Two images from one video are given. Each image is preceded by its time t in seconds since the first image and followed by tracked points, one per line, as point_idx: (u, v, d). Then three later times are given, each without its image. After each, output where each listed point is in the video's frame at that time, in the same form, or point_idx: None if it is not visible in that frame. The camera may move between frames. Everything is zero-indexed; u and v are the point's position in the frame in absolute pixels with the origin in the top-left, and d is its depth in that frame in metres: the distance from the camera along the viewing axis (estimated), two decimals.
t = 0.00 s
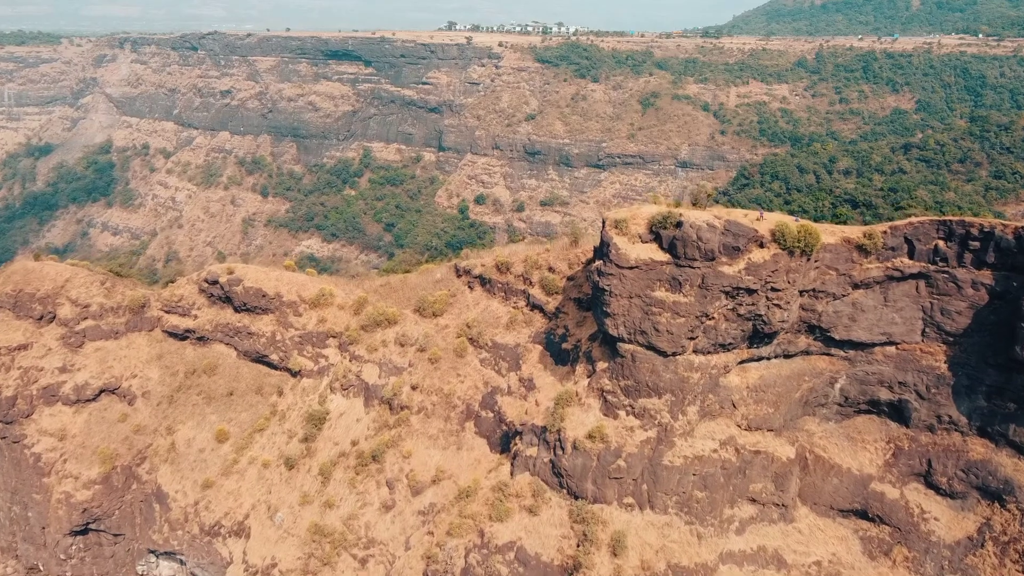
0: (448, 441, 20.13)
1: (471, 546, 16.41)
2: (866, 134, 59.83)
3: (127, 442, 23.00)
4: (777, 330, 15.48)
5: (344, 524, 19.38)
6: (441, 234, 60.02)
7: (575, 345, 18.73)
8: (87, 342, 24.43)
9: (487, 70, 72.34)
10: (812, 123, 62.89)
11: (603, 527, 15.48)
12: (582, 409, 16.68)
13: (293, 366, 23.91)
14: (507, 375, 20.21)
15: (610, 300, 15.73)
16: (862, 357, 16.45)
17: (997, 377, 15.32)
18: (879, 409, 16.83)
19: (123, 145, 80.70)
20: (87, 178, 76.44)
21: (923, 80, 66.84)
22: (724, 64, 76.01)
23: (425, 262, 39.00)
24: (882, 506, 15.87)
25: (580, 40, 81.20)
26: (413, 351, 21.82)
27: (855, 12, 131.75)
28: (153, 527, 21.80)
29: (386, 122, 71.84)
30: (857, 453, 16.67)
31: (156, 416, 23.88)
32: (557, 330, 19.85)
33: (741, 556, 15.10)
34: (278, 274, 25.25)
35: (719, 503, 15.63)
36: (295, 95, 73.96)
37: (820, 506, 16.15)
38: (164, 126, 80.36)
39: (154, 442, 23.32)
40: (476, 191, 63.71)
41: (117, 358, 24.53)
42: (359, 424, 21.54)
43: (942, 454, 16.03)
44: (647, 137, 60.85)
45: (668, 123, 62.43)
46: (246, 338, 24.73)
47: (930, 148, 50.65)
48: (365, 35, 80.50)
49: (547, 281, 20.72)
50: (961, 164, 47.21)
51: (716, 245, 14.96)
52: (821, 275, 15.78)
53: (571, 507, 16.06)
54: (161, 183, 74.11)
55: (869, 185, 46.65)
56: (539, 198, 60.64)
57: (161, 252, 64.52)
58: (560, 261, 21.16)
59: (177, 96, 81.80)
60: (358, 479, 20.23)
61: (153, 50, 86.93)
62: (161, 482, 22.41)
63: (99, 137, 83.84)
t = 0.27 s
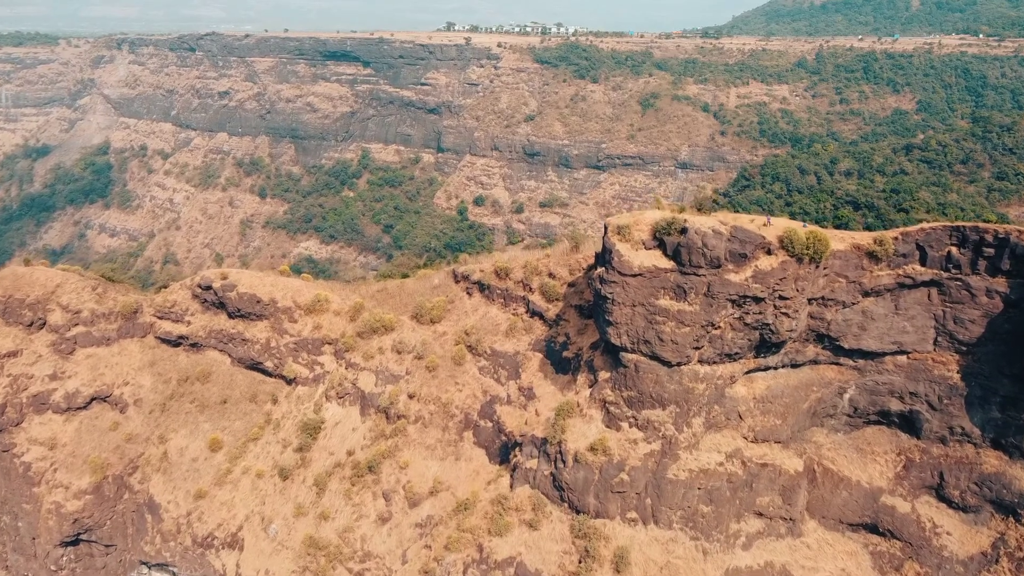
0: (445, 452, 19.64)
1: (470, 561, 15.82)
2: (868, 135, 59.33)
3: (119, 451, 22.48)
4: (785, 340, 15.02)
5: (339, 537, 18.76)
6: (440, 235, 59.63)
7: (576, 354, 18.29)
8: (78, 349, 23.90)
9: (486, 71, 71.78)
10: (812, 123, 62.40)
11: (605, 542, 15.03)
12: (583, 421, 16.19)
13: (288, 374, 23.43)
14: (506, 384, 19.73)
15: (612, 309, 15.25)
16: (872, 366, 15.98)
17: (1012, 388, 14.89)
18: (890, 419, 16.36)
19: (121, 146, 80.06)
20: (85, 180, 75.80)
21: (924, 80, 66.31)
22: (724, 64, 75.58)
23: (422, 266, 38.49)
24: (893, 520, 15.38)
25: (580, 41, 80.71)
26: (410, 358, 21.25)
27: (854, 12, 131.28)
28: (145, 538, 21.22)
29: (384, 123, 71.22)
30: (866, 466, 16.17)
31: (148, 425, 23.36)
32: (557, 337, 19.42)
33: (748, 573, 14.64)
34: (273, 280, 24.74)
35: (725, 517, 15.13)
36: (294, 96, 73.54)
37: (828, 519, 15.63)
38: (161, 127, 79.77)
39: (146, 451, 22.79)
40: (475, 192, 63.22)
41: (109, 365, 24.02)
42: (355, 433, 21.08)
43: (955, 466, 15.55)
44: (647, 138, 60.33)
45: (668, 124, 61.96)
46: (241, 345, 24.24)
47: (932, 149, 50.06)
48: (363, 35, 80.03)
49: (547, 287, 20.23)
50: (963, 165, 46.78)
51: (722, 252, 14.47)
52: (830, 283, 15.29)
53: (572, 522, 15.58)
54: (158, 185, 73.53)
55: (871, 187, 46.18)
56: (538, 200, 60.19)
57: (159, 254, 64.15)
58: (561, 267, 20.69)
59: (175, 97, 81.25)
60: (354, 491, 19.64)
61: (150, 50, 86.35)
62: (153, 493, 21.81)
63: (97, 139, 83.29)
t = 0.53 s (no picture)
0: (443, 463, 19.08)
1: None
2: (869, 135, 58.86)
3: (110, 460, 21.94)
4: (794, 350, 14.50)
5: (334, 551, 18.08)
6: (438, 237, 59.13)
7: (578, 363, 17.81)
8: (68, 356, 23.42)
9: (485, 71, 71.19)
10: (813, 124, 61.89)
11: (608, 560, 14.50)
12: (586, 433, 15.63)
13: (283, 381, 22.89)
14: (506, 394, 19.19)
15: (615, 318, 14.73)
16: (884, 376, 15.46)
17: None
18: (901, 431, 15.86)
19: (118, 147, 79.45)
20: (83, 181, 75.19)
21: (925, 80, 65.81)
22: (724, 65, 75.07)
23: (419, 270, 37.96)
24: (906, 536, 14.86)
25: (579, 41, 80.18)
26: (407, 366, 20.67)
27: (853, 12, 130.78)
28: (137, 550, 20.70)
29: (383, 124, 70.72)
30: (878, 479, 15.64)
31: (140, 434, 22.82)
32: (558, 346, 18.91)
33: None
34: (268, 285, 24.21)
35: (732, 534, 14.61)
36: (292, 96, 73.01)
37: (838, 535, 15.08)
38: (159, 128, 79.18)
39: (137, 461, 22.24)
40: (474, 193, 62.65)
41: (100, 373, 23.50)
42: (351, 444, 20.55)
43: (969, 480, 15.03)
44: (647, 138, 59.83)
45: (668, 125, 61.42)
46: (234, 352, 23.72)
47: (934, 150, 49.58)
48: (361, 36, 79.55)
49: (548, 294, 19.71)
50: (966, 166, 46.31)
51: (729, 259, 13.96)
52: (841, 291, 14.78)
53: (574, 538, 15.04)
54: (156, 186, 72.91)
55: (874, 188, 45.68)
56: (538, 201, 59.62)
57: (156, 256, 63.58)
58: (562, 274, 20.17)
59: (173, 98, 80.62)
60: (349, 503, 18.97)
61: (148, 51, 85.79)
62: (145, 504, 21.25)
63: (95, 140, 82.64)
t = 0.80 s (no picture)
0: (442, 475, 18.53)
1: None
2: (870, 135, 58.33)
3: (100, 470, 21.45)
4: (805, 361, 13.99)
5: (330, 566, 17.41)
6: (437, 238, 58.58)
7: (580, 372, 17.31)
8: (58, 362, 22.86)
9: (484, 71, 70.55)
10: (814, 124, 61.37)
11: None
12: (588, 446, 15.08)
13: (277, 389, 22.34)
14: (506, 403, 18.67)
15: (619, 327, 14.22)
16: (897, 388, 14.96)
17: None
18: (915, 443, 15.34)
19: (116, 148, 78.85)
20: (81, 182, 74.67)
21: (926, 80, 65.29)
22: (724, 65, 74.51)
23: (416, 275, 37.39)
24: (920, 552, 14.37)
25: (579, 41, 79.62)
26: (404, 375, 20.12)
27: (854, 12, 130.12)
28: (127, 563, 20.24)
29: (381, 125, 70.20)
30: (891, 493, 15.13)
31: (131, 443, 22.30)
32: (559, 354, 18.39)
33: None
34: (261, 291, 23.70)
35: (741, 551, 14.08)
36: (290, 97, 72.34)
37: (849, 551, 14.59)
38: (157, 129, 78.60)
39: (129, 470, 21.74)
40: (473, 194, 62.09)
41: (90, 380, 22.97)
42: (347, 453, 20.03)
43: (986, 494, 14.49)
44: (647, 139, 59.30)
45: (669, 125, 60.84)
46: (228, 359, 23.17)
47: (936, 151, 49.07)
48: (360, 36, 79.01)
49: (549, 300, 19.20)
50: (969, 167, 45.80)
51: (738, 266, 13.45)
52: (854, 298, 14.25)
53: (576, 555, 14.49)
54: (154, 187, 72.30)
55: (876, 189, 45.16)
56: (537, 201, 59.03)
57: (154, 257, 63.12)
58: (562, 280, 19.64)
59: (171, 99, 79.89)
60: (345, 516, 18.39)
61: (146, 51, 85.23)
62: (137, 515, 20.78)
63: (93, 140, 82.09)
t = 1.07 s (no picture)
0: (439, 488, 17.95)
1: None
2: (871, 135, 57.76)
3: (90, 481, 20.85)
4: (816, 374, 13.45)
5: None
6: (436, 239, 57.99)
7: (582, 383, 16.75)
8: (47, 370, 22.27)
9: (483, 71, 69.80)
10: (815, 125, 60.83)
11: None
12: (592, 462, 14.49)
13: (271, 398, 21.76)
14: (506, 414, 18.09)
15: (623, 338, 13.66)
16: (911, 401, 14.41)
17: None
18: (930, 458, 14.81)
19: (114, 148, 78.16)
20: (78, 183, 74.02)
21: (927, 80, 64.71)
22: (724, 65, 73.90)
23: (413, 280, 36.80)
24: (935, 571, 13.80)
25: (578, 41, 78.97)
26: (401, 384, 19.54)
27: (854, 11, 129.44)
28: None
29: (380, 125, 69.64)
30: (904, 509, 14.56)
31: (122, 453, 21.70)
32: (561, 364, 17.85)
33: None
34: (255, 297, 23.12)
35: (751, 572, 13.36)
36: (289, 97, 71.93)
37: (862, 570, 13.94)
38: (155, 129, 77.91)
39: (119, 481, 21.14)
40: (473, 195, 61.49)
41: (80, 388, 22.38)
42: (342, 465, 19.62)
43: (1004, 511, 13.94)
44: (647, 139, 58.74)
45: (669, 126, 60.23)
46: (221, 367, 22.59)
47: (938, 151, 48.51)
48: (358, 36, 78.45)
49: (550, 308, 18.66)
50: (973, 168, 45.29)
51: (747, 276, 12.90)
52: (867, 309, 13.70)
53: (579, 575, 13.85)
54: (152, 188, 71.66)
55: (879, 190, 44.62)
56: (536, 202, 58.44)
57: (152, 258, 62.57)
58: (563, 287, 19.10)
59: (169, 99, 79.26)
60: (339, 531, 17.54)
61: (144, 52, 84.60)
62: (126, 527, 20.18)
63: (91, 140, 81.29)
